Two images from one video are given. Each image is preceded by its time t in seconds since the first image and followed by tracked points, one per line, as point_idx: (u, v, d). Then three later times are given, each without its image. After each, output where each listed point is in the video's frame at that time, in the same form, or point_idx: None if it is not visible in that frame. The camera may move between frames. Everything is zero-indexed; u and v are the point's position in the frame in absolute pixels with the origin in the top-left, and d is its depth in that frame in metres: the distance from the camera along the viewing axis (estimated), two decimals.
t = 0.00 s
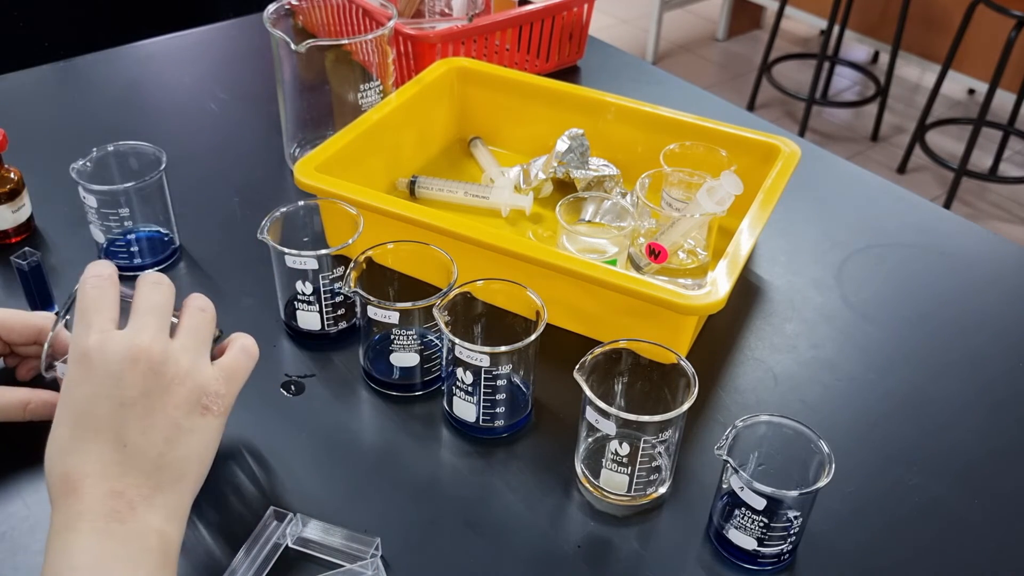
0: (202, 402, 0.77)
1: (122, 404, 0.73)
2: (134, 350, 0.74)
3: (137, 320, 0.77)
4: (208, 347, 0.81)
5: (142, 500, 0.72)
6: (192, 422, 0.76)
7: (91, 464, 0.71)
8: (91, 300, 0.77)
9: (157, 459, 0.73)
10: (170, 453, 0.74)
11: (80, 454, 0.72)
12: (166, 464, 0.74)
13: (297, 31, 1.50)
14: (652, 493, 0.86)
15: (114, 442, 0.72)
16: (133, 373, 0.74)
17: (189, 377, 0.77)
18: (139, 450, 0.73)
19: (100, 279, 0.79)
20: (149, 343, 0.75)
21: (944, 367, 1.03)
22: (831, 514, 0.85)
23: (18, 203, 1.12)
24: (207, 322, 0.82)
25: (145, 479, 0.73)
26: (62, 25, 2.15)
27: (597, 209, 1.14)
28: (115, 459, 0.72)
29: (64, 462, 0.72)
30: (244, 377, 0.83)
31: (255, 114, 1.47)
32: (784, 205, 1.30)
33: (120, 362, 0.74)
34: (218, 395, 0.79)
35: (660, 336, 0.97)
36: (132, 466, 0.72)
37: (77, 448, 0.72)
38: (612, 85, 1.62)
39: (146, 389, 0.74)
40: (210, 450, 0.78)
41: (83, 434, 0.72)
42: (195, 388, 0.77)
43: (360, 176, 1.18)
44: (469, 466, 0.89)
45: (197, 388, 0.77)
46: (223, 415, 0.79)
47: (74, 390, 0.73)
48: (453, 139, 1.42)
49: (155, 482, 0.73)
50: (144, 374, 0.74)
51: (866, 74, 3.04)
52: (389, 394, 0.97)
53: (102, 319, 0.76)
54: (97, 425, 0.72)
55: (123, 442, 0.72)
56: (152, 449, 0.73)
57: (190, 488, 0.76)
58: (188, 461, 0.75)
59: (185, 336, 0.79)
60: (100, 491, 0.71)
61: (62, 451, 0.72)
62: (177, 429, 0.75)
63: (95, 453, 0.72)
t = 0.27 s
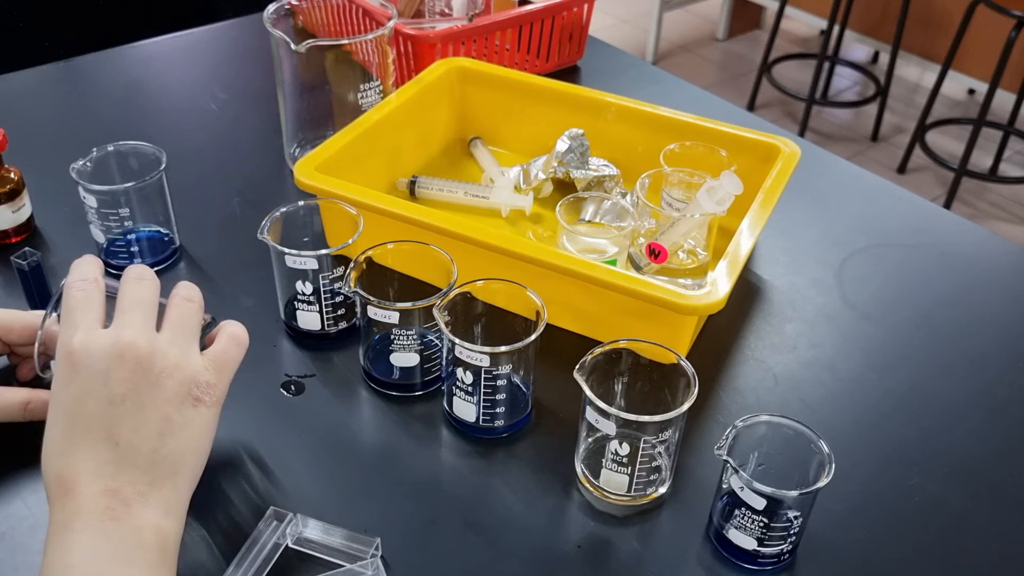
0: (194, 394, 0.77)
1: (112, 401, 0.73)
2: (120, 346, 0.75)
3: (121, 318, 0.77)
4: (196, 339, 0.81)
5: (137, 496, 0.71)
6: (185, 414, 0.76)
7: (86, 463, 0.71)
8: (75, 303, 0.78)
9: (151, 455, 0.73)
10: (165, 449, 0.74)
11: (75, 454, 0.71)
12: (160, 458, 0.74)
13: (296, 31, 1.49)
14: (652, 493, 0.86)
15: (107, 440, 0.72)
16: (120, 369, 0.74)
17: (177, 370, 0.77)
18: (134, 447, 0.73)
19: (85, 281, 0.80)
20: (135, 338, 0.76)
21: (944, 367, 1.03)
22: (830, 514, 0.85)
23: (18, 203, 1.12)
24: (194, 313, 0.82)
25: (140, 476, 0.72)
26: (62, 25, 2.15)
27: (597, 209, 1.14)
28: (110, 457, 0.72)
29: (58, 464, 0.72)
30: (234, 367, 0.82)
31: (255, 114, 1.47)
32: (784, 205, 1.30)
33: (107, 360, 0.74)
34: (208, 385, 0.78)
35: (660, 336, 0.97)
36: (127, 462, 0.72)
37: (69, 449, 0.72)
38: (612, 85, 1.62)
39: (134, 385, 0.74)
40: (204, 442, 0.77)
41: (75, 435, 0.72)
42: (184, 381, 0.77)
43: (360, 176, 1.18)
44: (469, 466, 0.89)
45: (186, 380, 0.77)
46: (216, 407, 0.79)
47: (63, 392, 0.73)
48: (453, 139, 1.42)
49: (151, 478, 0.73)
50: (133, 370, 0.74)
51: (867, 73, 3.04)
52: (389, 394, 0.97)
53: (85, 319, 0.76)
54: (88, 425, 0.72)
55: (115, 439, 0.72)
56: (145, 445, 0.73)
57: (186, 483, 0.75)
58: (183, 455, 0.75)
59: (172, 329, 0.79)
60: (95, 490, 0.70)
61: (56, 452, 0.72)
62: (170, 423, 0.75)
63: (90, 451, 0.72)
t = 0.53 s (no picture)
0: (183, 386, 0.77)
1: (102, 398, 0.72)
2: (107, 342, 0.74)
3: (107, 314, 0.76)
4: (183, 330, 0.80)
5: (130, 492, 0.71)
6: (175, 407, 0.76)
7: (77, 461, 0.71)
8: (60, 303, 0.77)
9: (142, 450, 0.73)
10: (156, 444, 0.74)
11: (66, 453, 0.71)
12: (152, 453, 0.73)
13: (296, 31, 1.49)
14: (652, 493, 0.86)
15: (98, 436, 0.72)
16: (108, 365, 0.73)
17: (165, 363, 0.76)
18: (126, 443, 0.72)
19: (70, 281, 0.79)
20: (121, 333, 0.75)
21: (944, 368, 1.02)
22: (830, 514, 0.85)
23: (17, 203, 1.12)
24: (181, 304, 0.81)
25: (133, 472, 0.72)
26: (62, 25, 2.15)
27: (597, 209, 1.14)
28: (102, 455, 0.72)
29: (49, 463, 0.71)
30: (224, 357, 0.82)
31: (255, 113, 1.47)
32: (784, 205, 1.30)
33: (95, 357, 0.73)
34: (198, 377, 0.78)
35: (660, 336, 0.97)
36: (119, 458, 0.72)
37: (59, 448, 0.71)
38: (612, 85, 1.62)
39: (122, 380, 0.73)
40: (195, 434, 0.77)
41: (65, 433, 0.72)
42: (173, 373, 0.77)
43: (360, 176, 1.18)
44: (469, 466, 0.89)
45: (175, 373, 0.77)
46: (206, 398, 0.79)
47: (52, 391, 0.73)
48: (453, 139, 1.42)
49: (144, 474, 0.73)
50: (122, 365, 0.74)
51: (867, 73, 3.04)
52: (389, 394, 0.97)
53: (72, 318, 0.76)
54: (79, 422, 0.72)
55: (106, 436, 0.72)
56: (136, 440, 0.73)
57: (179, 477, 0.75)
58: (174, 448, 0.75)
59: (159, 322, 0.78)
60: (88, 487, 0.70)
61: (47, 452, 0.72)
62: (161, 417, 0.75)
63: (81, 449, 0.71)
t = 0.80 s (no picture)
0: (177, 381, 0.77)
1: (96, 396, 0.72)
2: (99, 340, 0.74)
3: (98, 312, 0.76)
4: (176, 326, 0.80)
5: (125, 490, 0.71)
6: (170, 403, 0.76)
7: (72, 460, 0.71)
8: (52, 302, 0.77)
9: (137, 447, 0.73)
10: (151, 441, 0.74)
11: (61, 452, 0.71)
12: (147, 449, 0.73)
13: (296, 31, 1.49)
14: (652, 493, 0.86)
15: (92, 434, 0.72)
16: (100, 363, 0.73)
17: (158, 359, 0.76)
18: (120, 441, 0.72)
19: (63, 281, 0.79)
20: (113, 331, 0.75)
21: (944, 368, 1.02)
22: (830, 514, 0.85)
23: (17, 203, 1.11)
24: (173, 300, 0.81)
25: (128, 469, 0.72)
26: (61, 25, 2.15)
27: (597, 209, 1.14)
28: (98, 453, 0.72)
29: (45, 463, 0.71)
30: (218, 351, 0.82)
31: (255, 113, 1.47)
32: (784, 205, 1.30)
33: (87, 355, 0.73)
34: (191, 372, 0.78)
35: (660, 336, 0.97)
36: (114, 455, 0.72)
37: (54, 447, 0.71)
38: (612, 85, 1.62)
39: (115, 377, 0.73)
40: (191, 430, 0.77)
41: (60, 432, 0.72)
42: (166, 369, 0.76)
43: (360, 176, 1.18)
44: (469, 466, 0.89)
45: (168, 369, 0.76)
46: (201, 393, 0.79)
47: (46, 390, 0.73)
48: (453, 139, 1.42)
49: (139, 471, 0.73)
50: (114, 363, 0.74)
51: (867, 73, 3.04)
52: (389, 394, 0.97)
53: (63, 318, 0.76)
54: (74, 420, 0.72)
55: (100, 434, 0.72)
56: (131, 437, 0.73)
57: (175, 473, 0.75)
58: (169, 444, 0.75)
59: (151, 318, 0.78)
60: (83, 486, 0.70)
61: (43, 451, 0.72)
62: (155, 413, 0.74)
63: (77, 448, 0.71)
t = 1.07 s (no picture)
0: (173, 380, 0.77)
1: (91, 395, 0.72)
2: (93, 340, 0.74)
3: (93, 313, 0.76)
4: (172, 324, 0.80)
5: (121, 489, 0.71)
6: (165, 402, 0.76)
7: (67, 459, 0.71)
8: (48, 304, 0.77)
9: (133, 446, 0.73)
10: (146, 440, 0.74)
11: (57, 451, 0.71)
12: (143, 448, 0.73)
13: (296, 31, 1.49)
14: (652, 493, 0.86)
15: (88, 434, 0.72)
16: (95, 363, 0.73)
17: (152, 358, 0.76)
18: (116, 440, 0.72)
19: (59, 282, 0.79)
20: (107, 331, 0.75)
21: (944, 368, 1.02)
22: (830, 514, 0.85)
23: (17, 203, 1.11)
24: (169, 298, 0.81)
25: (123, 468, 0.72)
26: (61, 25, 2.15)
27: (597, 209, 1.14)
28: (93, 452, 0.72)
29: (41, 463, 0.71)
30: (214, 349, 0.81)
31: (255, 113, 1.47)
32: (784, 205, 1.30)
33: (81, 355, 0.73)
34: (187, 370, 0.78)
35: (660, 336, 0.97)
36: (109, 455, 0.72)
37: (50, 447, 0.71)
38: (612, 85, 1.62)
39: (110, 376, 0.73)
40: (187, 428, 0.77)
41: (55, 432, 0.72)
42: (161, 368, 0.76)
43: (360, 176, 1.18)
44: (469, 466, 0.89)
45: (163, 368, 0.76)
46: (197, 392, 0.78)
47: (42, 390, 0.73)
48: (453, 139, 1.42)
49: (134, 471, 0.72)
50: (109, 363, 0.74)
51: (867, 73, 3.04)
52: (389, 394, 0.97)
53: (58, 319, 0.76)
54: (69, 420, 0.72)
55: (95, 433, 0.72)
56: (126, 437, 0.73)
57: (171, 472, 0.75)
58: (165, 443, 0.75)
59: (146, 318, 0.78)
60: (79, 485, 0.70)
61: (39, 452, 0.72)
62: (151, 412, 0.74)
63: (72, 447, 0.71)
